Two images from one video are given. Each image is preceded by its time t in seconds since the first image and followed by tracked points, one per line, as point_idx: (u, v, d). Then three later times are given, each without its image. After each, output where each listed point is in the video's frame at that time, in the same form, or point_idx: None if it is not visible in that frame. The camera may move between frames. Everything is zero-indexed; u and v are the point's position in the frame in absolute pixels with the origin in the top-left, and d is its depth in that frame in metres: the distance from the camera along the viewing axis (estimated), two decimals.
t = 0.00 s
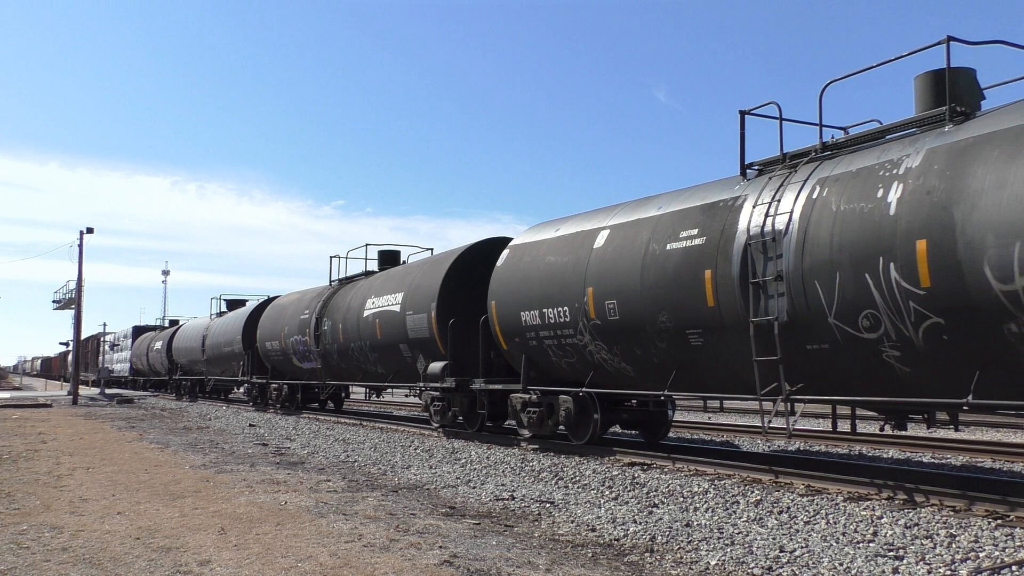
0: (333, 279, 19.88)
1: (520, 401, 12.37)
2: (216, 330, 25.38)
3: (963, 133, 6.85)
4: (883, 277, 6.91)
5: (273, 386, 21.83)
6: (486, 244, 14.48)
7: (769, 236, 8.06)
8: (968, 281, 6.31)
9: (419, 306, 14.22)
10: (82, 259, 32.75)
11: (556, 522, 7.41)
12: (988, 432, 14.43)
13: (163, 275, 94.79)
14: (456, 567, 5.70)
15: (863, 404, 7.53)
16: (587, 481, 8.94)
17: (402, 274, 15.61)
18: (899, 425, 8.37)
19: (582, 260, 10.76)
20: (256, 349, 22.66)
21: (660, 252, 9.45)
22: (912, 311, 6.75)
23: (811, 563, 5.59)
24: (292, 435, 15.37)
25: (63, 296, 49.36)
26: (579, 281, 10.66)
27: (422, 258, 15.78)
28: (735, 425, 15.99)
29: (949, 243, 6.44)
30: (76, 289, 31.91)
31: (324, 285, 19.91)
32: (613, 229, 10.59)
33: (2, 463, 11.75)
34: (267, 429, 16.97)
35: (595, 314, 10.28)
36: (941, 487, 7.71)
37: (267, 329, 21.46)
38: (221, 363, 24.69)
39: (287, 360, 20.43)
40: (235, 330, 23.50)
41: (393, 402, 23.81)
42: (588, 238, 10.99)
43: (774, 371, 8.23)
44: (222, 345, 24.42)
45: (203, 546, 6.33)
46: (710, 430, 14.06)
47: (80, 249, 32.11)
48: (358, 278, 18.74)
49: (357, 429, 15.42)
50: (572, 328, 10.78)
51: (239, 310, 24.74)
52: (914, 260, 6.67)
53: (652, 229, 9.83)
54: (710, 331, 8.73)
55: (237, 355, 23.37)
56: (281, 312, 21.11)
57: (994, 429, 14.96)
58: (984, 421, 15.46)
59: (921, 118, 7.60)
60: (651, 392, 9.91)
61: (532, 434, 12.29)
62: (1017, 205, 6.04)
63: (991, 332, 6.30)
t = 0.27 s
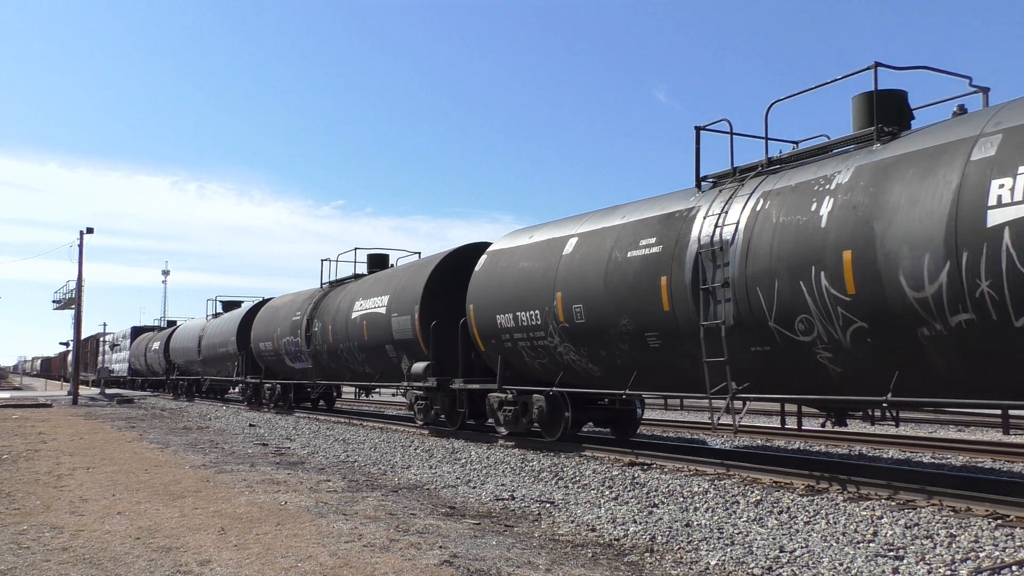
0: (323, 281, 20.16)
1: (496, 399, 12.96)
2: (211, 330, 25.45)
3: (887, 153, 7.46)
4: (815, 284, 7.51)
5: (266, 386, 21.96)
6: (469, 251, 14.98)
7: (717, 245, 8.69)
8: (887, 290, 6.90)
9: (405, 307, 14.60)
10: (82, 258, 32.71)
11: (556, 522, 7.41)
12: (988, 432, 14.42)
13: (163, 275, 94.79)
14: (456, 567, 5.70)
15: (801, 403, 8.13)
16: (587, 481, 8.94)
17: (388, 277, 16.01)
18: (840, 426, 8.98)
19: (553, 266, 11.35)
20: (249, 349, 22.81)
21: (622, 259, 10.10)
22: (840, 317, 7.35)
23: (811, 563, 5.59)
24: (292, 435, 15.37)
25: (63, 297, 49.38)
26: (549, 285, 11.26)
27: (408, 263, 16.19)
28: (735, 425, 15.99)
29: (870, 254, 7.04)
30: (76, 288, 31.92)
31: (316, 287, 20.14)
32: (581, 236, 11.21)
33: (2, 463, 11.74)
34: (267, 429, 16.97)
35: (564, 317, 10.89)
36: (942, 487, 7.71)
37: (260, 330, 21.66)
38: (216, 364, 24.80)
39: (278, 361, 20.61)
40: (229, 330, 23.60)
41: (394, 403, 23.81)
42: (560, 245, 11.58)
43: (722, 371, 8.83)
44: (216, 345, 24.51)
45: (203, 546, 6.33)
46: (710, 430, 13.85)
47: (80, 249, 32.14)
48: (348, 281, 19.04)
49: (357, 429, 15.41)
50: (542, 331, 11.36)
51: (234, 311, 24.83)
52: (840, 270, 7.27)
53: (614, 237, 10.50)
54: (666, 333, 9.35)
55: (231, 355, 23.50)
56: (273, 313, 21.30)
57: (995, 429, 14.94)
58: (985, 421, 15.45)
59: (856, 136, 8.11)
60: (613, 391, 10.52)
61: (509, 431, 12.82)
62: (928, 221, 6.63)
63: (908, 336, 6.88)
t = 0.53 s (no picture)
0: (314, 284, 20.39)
1: (474, 399, 13.42)
2: (207, 330, 25.50)
3: (823, 167, 7.91)
4: (756, 291, 7.97)
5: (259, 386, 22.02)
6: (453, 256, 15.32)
7: (671, 253, 9.16)
8: (818, 297, 7.34)
9: (390, 310, 14.94)
10: (82, 258, 32.70)
11: (556, 522, 7.41)
12: (988, 432, 14.42)
13: (163, 275, 94.76)
14: (457, 567, 5.70)
15: (746, 404, 8.59)
16: (587, 481, 8.94)
17: (375, 280, 16.36)
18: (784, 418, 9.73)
19: (527, 271, 11.81)
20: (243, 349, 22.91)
21: (587, 265, 10.58)
22: (778, 321, 7.80)
23: (811, 563, 5.59)
24: (292, 435, 15.37)
25: (62, 297, 49.42)
26: (523, 290, 11.70)
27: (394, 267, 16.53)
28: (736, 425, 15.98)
29: (803, 264, 7.48)
30: (77, 288, 31.94)
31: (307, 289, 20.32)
32: (553, 243, 11.69)
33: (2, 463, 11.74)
34: (268, 429, 16.97)
35: (535, 320, 11.35)
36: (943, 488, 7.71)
37: (253, 331, 21.81)
38: (212, 364, 24.84)
39: (271, 361, 20.80)
40: (225, 331, 23.66)
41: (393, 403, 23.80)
42: (534, 251, 12.03)
43: (676, 373, 9.29)
44: (212, 345, 24.56)
45: (204, 546, 6.33)
46: (710, 430, 13.79)
47: (81, 249, 32.16)
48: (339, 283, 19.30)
49: (357, 429, 15.40)
50: (515, 333, 11.83)
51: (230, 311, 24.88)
52: (778, 277, 7.73)
53: (582, 244, 10.98)
54: (627, 337, 9.79)
55: (226, 355, 23.59)
56: (266, 313, 21.44)
57: (994, 429, 14.93)
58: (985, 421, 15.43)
59: (802, 153, 8.65)
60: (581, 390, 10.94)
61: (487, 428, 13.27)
62: (852, 233, 7.07)
63: (837, 340, 7.33)
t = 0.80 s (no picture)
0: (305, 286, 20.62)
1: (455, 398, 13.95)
2: (204, 330, 25.54)
3: (767, 182, 8.54)
4: (706, 296, 8.62)
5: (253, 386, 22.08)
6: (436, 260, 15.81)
7: (633, 260, 9.81)
8: (759, 301, 7.99)
9: (378, 311, 15.34)
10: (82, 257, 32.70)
11: (556, 522, 7.41)
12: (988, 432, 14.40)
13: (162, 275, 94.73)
14: (457, 567, 5.70)
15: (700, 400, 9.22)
16: (587, 481, 8.94)
17: (363, 283, 16.75)
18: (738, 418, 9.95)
19: (503, 276, 12.42)
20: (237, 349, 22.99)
21: (557, 271, 11.21)
22: (725, 325, 8.42)
23: (811, 563, 5.59)
24: (292, 435, 15.38)
25: (62, 298, 49.39)
26: (499, 294, 12.30)
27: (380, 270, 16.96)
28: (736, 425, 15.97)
29: (747, 271, 8.13)
30: (76, 288, 31.96)
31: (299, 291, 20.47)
32: (527, 249, 12.28)
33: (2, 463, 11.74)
34: (268, 429, 16.97)
35: (510, 322, 11.98)
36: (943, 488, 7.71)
37: (247, 331, 21.92)
38: (208, 364, 24.86)
39: (264, 362, 20.94)
40: (220, 331, 23.70)
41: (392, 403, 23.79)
42: (510, 256, 12.62)
43: (637, 372, 9.93)
44: (208, 346, 24.59)
45: (204, 546, 6.33)
46: (711, 430, 13.77)
47: (81, 249, 32.17)
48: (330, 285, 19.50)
49: (357, 429, 15.40)
50: (492, 335, 12.46)
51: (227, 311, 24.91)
52: (725, 284, 8.36)
53: (552, 251, 11.60)
54: (593, 338, 10.44)
55: (221, 356, 23.66)
56: (259, 315, 21.57)
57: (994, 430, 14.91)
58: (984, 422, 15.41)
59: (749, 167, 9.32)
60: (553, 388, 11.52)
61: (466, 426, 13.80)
62: (789, 243, 7.70)
63: (777, 342, 7.95)
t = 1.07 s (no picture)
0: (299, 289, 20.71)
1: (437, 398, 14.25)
2: (200, 331, 25.55)
3: (718, 194, 9.11)
4: (661, 301, 9.18)
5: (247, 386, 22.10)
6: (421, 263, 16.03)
7: (597, 267, 10.35)
8: (708, 306, 8.55)
9: (366, 313, 15.49)
10: (81, 257, 32.69)
11: (556, 522, 7.41)
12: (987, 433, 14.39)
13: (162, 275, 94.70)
14: (457, 567, 5.70)
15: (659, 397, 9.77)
16: (587, 481, 8.94)
17: (351, 285, 16.89)
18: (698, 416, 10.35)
19: (479, 280, 12.83)
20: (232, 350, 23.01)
21: (529, 276, 11.67)
22: (679, 328, 8.99)
23: (811, 563, 5.59)
24: (292, 435, 15.38)
25: (62, 298, 49.40)
26: (477, 297, 12.71)
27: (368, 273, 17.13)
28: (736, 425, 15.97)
29: (697, 278, 8.69)
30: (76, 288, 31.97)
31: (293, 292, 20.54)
32: (501, 255, 12.69)
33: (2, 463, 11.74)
34: (268, 429, 16.98)
35: (485, 325, 12.42)
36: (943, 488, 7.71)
37: (241, 332, 21.96)
38: (204, 364, 24.86)
39: (257, 362, 21.00)
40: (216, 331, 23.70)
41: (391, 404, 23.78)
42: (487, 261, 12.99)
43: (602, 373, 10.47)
44: (203, 346, 24.59)
45: (204, 546, 6.33)
46: (711, 430, 13.79)
47: (81, 250, 32.16)
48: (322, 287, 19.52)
49: (357, 429, 15.40)
50: (470, 337, 12.85)
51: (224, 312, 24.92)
52: (678, 290, 8.93)
53: (525, 258, 12.03)
54: (563, 340, 10.94)
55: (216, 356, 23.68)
56: (253, 315, 21.62)
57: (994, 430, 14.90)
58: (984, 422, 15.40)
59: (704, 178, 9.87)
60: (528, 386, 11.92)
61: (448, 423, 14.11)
62: (734, 252, 8.26)
63: (724, 344, 8.51)
